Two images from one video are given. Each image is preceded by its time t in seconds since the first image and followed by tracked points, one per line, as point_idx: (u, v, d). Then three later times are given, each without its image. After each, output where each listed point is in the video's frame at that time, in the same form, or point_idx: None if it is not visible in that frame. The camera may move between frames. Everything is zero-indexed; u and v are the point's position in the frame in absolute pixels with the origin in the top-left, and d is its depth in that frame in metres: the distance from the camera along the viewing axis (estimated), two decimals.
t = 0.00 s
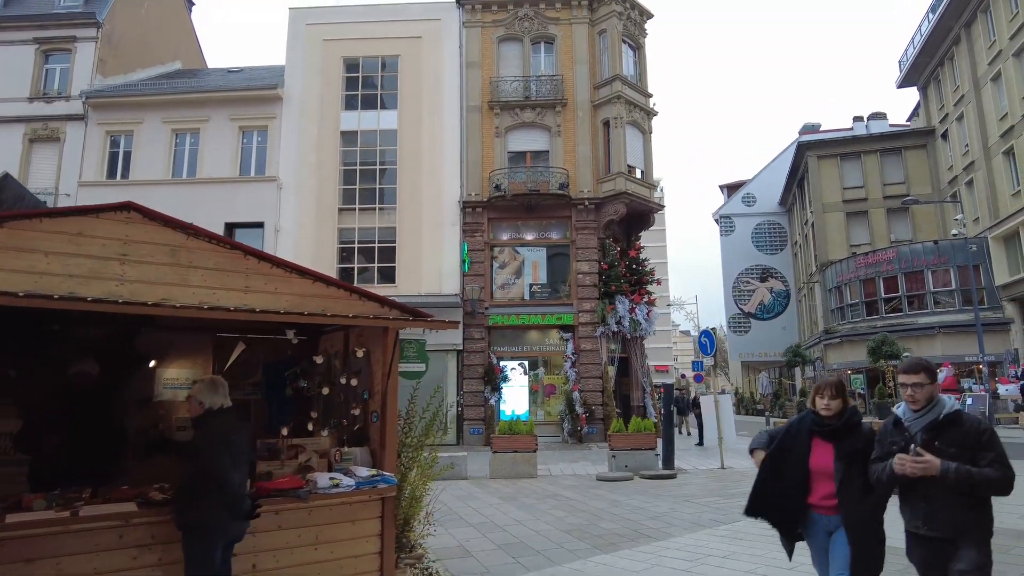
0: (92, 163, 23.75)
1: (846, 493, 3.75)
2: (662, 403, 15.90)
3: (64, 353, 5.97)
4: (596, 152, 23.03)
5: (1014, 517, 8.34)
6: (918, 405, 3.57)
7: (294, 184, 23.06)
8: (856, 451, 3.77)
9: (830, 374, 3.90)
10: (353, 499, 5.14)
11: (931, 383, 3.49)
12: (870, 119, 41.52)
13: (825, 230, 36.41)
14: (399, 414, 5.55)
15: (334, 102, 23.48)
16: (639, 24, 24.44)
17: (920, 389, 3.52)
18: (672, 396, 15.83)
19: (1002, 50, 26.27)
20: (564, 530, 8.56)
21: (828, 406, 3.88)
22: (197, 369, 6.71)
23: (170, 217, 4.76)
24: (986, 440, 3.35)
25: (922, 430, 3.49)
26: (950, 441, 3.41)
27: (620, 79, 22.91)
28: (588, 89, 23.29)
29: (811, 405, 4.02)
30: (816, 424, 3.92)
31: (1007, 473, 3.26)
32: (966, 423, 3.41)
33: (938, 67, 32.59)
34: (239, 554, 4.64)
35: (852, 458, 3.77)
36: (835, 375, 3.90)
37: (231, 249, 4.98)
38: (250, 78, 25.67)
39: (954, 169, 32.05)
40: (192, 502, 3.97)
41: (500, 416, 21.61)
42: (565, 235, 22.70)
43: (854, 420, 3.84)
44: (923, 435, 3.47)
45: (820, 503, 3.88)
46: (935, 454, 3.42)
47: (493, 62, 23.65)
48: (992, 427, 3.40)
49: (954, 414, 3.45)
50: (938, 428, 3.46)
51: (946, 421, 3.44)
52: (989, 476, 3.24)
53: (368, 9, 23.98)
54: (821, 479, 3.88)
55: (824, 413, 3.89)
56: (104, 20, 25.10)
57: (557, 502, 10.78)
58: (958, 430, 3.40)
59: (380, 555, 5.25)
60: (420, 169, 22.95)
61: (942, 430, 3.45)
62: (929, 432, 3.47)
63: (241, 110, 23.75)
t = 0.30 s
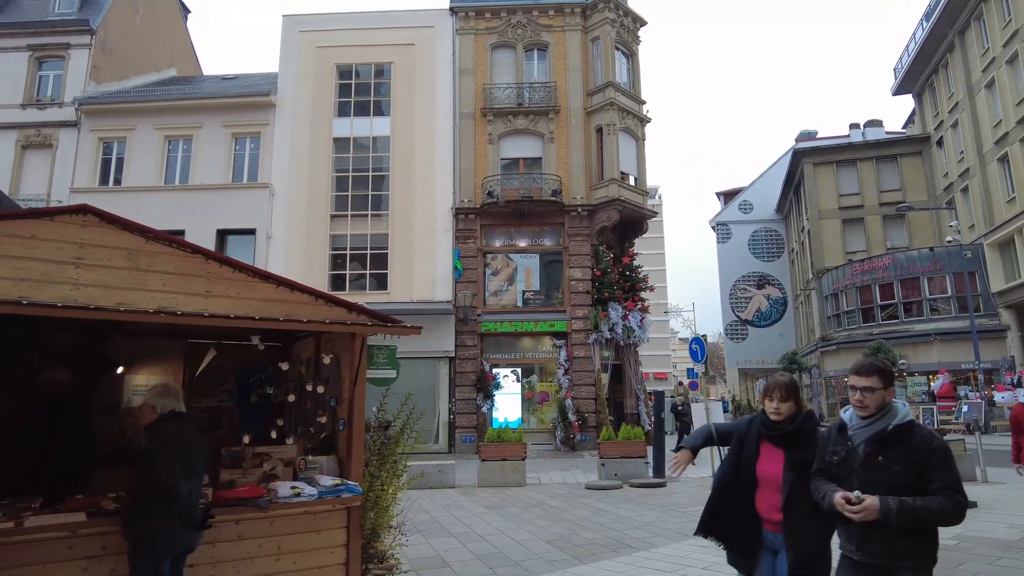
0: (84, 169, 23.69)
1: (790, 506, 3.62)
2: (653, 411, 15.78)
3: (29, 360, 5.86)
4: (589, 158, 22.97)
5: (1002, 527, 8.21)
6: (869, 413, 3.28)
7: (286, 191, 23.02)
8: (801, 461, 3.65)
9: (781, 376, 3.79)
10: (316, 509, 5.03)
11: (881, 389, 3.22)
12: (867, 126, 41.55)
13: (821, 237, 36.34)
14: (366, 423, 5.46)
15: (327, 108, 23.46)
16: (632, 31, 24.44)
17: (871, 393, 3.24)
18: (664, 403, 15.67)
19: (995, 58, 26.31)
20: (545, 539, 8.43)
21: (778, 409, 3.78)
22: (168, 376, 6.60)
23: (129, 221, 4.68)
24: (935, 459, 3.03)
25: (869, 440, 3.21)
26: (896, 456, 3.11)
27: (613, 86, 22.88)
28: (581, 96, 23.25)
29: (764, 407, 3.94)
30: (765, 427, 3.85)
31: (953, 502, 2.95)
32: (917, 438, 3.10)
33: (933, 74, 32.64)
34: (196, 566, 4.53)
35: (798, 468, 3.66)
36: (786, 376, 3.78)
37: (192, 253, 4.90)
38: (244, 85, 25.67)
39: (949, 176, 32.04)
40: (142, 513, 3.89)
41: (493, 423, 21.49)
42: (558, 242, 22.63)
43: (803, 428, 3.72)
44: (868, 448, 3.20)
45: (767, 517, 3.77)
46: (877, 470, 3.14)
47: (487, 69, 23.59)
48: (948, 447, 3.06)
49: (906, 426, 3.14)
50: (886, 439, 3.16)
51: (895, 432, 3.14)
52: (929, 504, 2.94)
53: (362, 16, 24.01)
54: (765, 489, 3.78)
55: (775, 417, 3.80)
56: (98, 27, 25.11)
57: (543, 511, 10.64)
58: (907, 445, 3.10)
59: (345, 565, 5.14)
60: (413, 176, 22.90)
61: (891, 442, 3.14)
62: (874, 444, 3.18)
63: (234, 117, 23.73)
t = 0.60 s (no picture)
0: (75, 170, 23.59)
1: (723, 539, 3.09)
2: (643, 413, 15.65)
3: None
4: (582, 160, 22.86)
5: (991, 533, 8.05)
6: (793, 418, 2.90)
7: (278, 192, 22.92)
8: (729, 482, 3.13)
9: (701, 382, 3.25)
10: (276, 513, 4.88)
11: (804, 390, 2.88)
12: (864, 129, 41.45)
13: (817, 240, 36.19)
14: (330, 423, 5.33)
15: (320, 109, 23.36)
16: (627, 33, 24.36)
17: (793, 394, 2.88)
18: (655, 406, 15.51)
19: (991, 60, 26.21)
20: (526, 545, 8.26)
21: (695, 420, 3.25)
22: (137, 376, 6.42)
23: (81, 214, 4.53)
24: (870, 468, 2.65)
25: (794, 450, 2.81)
26: (825, 466, 2.71)
27: (607, 88, 22.77)
28: (574, 98, 23.14)
29: (680, 419, 3.39)
30: (683, 442, 3.29)
31: (894, 519, 2.58)
32: (846, 444, 2.73)
33: (929, 77, 32.58)
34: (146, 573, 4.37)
35: (725, 491, 3.13)
36: (705, 382, 3.25)
37: (147, 248, 4.76)
38: (237, 86, 25.58)
39: (946, 179, 31.94)
40: (82, 521, 3.72)
41: (484, 426, 21.35)
42: (551, 243, 22.51)
43: (726, 443, 3.19)
44: (793, 459, 2.79)
45: (696, 553, 3.22)
46: (804, 483, 2.73)
47: (480, 70, 23.49)
48: (881, 450, 2.70)
49: (833, 431, 2.76)
50: (811, 448, 2.77)
51: (821, 439, 2.76)
52: (868, 527, 2.54)
53: (355, 17, 23.93)
54: (695, 523, 3.22)
55: (692, 430, 3.26)
56: (91, 28, 24.99)
57: (527, 515, 10.47)
58: (835, 453, 2.71)
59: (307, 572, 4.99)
60: (405, 177, 22.79)
61: (818, 451, 2.75)
62: (800, 453, 2.79)
63: (226, 118, 23.63)
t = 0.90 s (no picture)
0: (65, 170, 23.43)
1: (607, 544, 2.91)
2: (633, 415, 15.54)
3: None
4: (575, 160, 22.71)
5: (979, 538, 7.88)
6: (667, 427, 2.56)
7: (269, 193, 22.79)
8: (615, 482, 2.95)
9: (591, 377, 3.13)
10: (232, 519, 4.71)
11: (675, 392, 2.57)
12: (861, 130, 41.32)
13: (814, 241, 36.00)
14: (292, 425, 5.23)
15: (311, 109, 23.22)
16: (620, 33, 24.24)
17: (663, 399, 2.58)
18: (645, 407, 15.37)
19: (987, 60, 26.09)
20: (505, 551, 8.10)
21: (587, 418, 3.10)
22: (100, 379, 6.22)
23: (28, 212, 4.37)
24: (752, 486, 2.24)
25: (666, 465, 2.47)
26: (699, 485, 2.33)
27: (600, 87, 22.63)
28: (567, 98, 23.00)
29: (575, 417, 3.23)
30: (573, 441, 3.14)
31: (791, 554, 2.17)
32: (723, 455, 2.34)
33: (925, 78, 32.49)
34: None
35: (613, 492, 2.96)
36: (595, 376, 3.13)
37: (101, 247, 4.62)
38: (229, 86, 25.43)
39: (942, 180, 31.82)
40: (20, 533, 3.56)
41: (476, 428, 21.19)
42: (544, 244, 22.36)
43: (616, 439, 3.00)
44: (667, 477, 2.44)
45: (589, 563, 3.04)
46: (681, 505, 2.36)
47: (472, 70, 23.35)
48: (766, 461, 2.29)
49: (707, 443, 2.37)
50: (682, 464, 2.41)
51: (694, 453, 2.38)
52: None
53: (347, 16, 23.79)
54: (587, 527, 3.11)
55: (583, 428, 3.12)
56: (81, 28, 24.84)
57: (511, 520, 10.32)
58: (710, 469, 2.33)
59: None
60: (397, 177, 22.63)
61: (693, 467, 2.38)
62: (673, 470, 2.43)
63: (217, 117, 23.48)
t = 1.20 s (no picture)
0: (55, 171, 23.30)
1: None
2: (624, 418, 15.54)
3: None
4: (568, 162, 22.61)
5: (964, 544, 7.74)
6: (513, 435, 2.18)
7: (260, 195, 22.68)
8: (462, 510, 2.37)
9: (467, 386, 2.69)
10: (185, 524, 4.92)
11: (525, 393, 2.20)
12: (857, 133, 41.27)
13: (809, 244, 35.91)
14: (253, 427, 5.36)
15: (303, 111, 23.13)
16: (614, 34, 24.17)
17: (511, 401, 2.20)
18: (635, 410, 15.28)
19: (982, 62, 26.05)
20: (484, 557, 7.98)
21: (457, 436, 2.59)
22: (64, 380, 6.01)
23: None
24: (603, 515, 1.89)
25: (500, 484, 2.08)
26: (538, 514, 1.95)
27: (593, 89, 22.55)
28: (560, 99, 22.91)
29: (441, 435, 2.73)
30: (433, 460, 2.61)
31: None
32: (577, 475, 1.99)
33: (921, 80, 32.47)
34: None
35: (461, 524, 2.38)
36: (471, 385, 2.70)
37: (53, 244, 4.68)
38: (221, 87, 25.33)
39: (938, 183, 31.76)
40: None
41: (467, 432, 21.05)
42: (537, 246, 22.24)
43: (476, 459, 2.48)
44: (499, 503, 2.05)
45: None
46: (515, 532, 1.97)
47: (465, 71, 23.27)
48: (631, 485, 1.94)
49: (556, 461, 2.02)
50: (520, 484, 2.04)
51: (539, 472, 2.01)
52: None
53: (340, 17, 23.70)
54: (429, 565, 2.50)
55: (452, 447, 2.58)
56: (73, 28, 24.74)
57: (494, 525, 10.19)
58: (555, 494, 1.97)
59: None
60: (389, 179, 22.52)
61: (533, 489, 2.01)
62: (513, 490, 2.04)
63: (209, 119, 23.39)
